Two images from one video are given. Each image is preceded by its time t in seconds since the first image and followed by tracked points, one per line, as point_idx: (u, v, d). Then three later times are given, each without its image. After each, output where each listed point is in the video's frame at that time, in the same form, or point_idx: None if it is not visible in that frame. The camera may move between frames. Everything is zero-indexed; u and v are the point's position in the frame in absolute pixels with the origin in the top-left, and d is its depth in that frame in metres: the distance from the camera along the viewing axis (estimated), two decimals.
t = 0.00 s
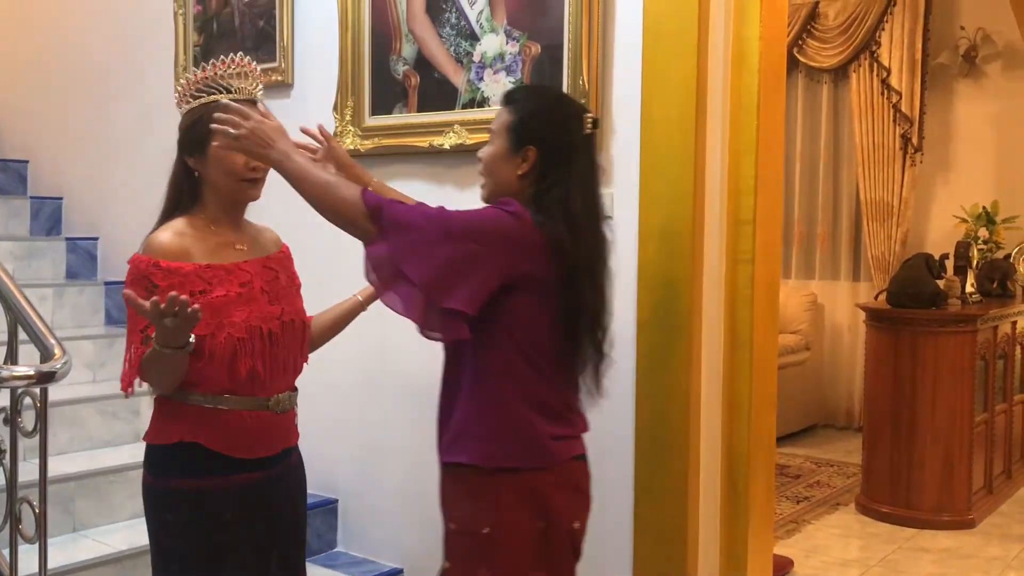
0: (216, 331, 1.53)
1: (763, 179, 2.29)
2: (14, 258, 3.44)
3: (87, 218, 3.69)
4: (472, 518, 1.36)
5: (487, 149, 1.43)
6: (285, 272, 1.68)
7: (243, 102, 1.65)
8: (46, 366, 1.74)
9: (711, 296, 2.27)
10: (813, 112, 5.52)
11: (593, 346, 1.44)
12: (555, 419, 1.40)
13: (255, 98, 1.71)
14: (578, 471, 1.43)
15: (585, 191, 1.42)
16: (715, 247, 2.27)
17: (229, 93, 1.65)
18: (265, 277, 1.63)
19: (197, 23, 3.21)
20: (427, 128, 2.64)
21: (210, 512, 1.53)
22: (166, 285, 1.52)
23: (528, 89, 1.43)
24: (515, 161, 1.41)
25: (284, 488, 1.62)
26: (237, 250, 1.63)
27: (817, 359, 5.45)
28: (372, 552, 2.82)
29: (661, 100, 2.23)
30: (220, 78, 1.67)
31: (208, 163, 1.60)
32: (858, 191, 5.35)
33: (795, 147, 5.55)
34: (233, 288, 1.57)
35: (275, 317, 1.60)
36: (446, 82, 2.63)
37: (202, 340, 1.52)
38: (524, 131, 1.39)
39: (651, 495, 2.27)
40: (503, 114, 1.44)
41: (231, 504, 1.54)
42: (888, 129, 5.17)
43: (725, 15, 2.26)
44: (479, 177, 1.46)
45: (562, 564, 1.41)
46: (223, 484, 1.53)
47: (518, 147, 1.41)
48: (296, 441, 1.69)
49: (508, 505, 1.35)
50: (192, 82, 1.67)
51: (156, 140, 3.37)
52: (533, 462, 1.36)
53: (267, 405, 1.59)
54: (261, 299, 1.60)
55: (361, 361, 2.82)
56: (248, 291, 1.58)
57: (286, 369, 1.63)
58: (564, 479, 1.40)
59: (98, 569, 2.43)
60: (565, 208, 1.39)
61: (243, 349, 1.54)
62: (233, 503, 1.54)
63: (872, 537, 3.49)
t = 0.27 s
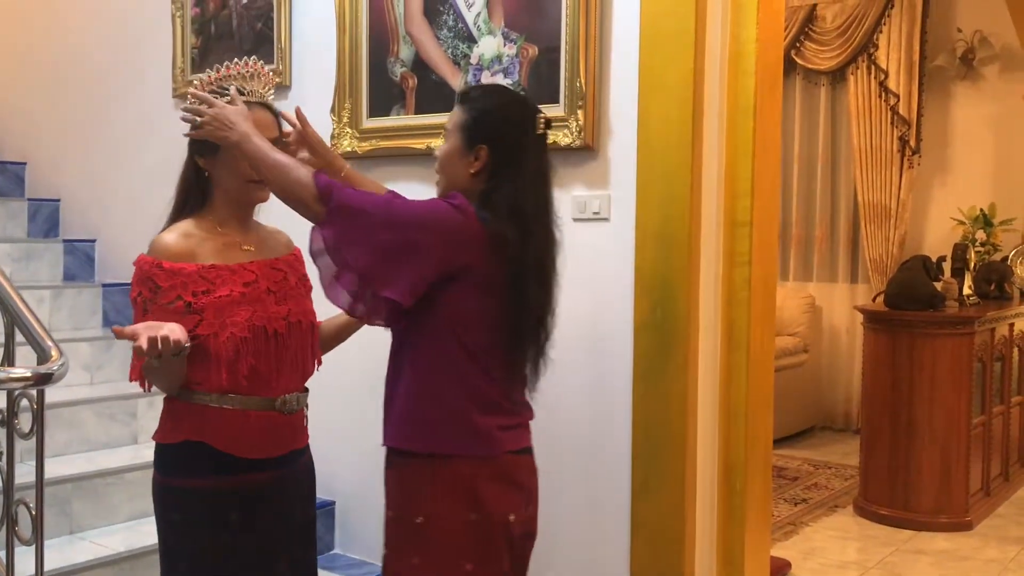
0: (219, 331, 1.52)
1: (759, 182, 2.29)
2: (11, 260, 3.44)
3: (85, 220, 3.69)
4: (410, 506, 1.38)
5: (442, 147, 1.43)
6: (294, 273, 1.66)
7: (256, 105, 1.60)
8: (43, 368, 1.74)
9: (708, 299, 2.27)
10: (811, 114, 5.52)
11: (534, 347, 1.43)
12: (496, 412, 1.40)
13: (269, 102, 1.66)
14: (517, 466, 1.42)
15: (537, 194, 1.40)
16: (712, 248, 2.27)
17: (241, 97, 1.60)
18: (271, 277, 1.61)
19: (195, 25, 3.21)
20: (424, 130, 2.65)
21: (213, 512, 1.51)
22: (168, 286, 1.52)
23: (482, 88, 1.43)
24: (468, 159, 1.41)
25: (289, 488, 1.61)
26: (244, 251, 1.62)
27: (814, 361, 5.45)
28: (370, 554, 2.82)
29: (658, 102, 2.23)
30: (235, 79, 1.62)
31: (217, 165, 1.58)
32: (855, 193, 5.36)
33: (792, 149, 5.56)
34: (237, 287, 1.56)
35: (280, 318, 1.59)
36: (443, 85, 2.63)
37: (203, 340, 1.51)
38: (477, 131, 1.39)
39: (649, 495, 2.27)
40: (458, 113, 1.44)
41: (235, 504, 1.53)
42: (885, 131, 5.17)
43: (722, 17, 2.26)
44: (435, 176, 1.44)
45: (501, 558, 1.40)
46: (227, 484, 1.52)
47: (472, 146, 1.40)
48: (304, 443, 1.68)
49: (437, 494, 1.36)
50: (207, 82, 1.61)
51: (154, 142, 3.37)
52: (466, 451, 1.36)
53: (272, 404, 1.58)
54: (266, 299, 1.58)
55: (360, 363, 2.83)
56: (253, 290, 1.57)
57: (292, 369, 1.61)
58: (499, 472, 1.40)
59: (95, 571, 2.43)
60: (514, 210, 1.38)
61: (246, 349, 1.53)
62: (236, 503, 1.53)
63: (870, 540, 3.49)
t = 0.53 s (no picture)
0: (222, 332, 1.52)
1: (756, 185, 2.30)
2: (10, 262, 3.45)
3: (83, 221, 3.69)
4: (384, 501, 1.46)
5: (421, 148, 1.49)
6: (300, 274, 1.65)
7: (264, 109, 1.60)
8: (42, 369, 1.74)
9: (705, 302, 2.28)
10: (808, 117, 5.53)
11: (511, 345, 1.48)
12: (468, 414, 1.46)
13: (276, 105, 1.65)
14: (491, 466, 1.49)
15: (513, 195, 1.45)
16: (709, 251, 2.28)
17: (249, 101, 1.60)
18: (276, 279, 1.61)
19: (194, 28, 3.22)
20: (423, 133, 2.65)
21: (218, 512, 1.52)
22: (171, 286, 1.52)
23: (465, 90, 1.48)
24: (447, 160, 1.46)
25: (295, 490, 1.61)
26: (247, 254, 1.63)
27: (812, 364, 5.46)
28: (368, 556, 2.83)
29: (656, 105, 2.23)
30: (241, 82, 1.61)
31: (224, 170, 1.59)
32: (853, 196, 5.37)
33: (790, 152, 5.57)
34: (240, 289, 1.56)
35: (284, 320, 1.58)
36: (441, 87, 2.64)
37: (206, 340, 1.52)
38: (455, 133, 1.45)
39: (646, 498, 2.27)
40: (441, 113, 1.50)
41: (240, 505, 1.53)
42: (883, 134, 5.18)
43: (719, 22, 2.27)
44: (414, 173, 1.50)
45: (472, 555, 1.47)
46: (232, 485, 1.53)
47: (450, 147, 1.46)
48: (311, 447, 1.67)
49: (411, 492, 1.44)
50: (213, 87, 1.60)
51: (153, 143, 3.38)
52: (437, 451, 1.43)
53: (276, 406, 1.57)
54: (271, 300, 1.58)
55: (358, 365, 2.83)
56: (256, 292, 1.57)
57: (297, 371, 1.61)
58: (471, 471, 1.46)
59: (94, 573, 2.43)
60: (490, 210, 1.43)
61: (249, 350, 1.53)
62: (241, 504, 1.54)
63: (867, 542, 3.50)
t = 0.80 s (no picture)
0: (224, 334, 1.53)
1: (756, 188, 2.30)
2: (10, 263, 3.45)
3: (83, 223, 3.69)
4: (382, 502, 1.46)
5: (419, 151, 1.49)
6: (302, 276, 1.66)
7: (268, 112, 1.60)
8: (42, 371, 1.74)
9: (705, 305, 2.29)
10: (807, 119, 5.54)
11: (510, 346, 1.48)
12: (467, 414, 1.46)
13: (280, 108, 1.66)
14: (488, 466, 1.49)
15: (510, 196, 1.46)
16: (708, 253, 2.28)
17: (253, 104, 1.60)
18: (278, 280, 1.61)
19: (195, 30, 3.23)
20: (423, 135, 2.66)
21: (221, 514, 1.52)
22: (173, 288, 1.53)
23: (464, 92, 1.48)
24: (447, 163, 1.46)
25: (299, 493, 1.60)
26: (250, 256, 1.63)
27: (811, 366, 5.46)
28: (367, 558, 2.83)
29: (656, 108, 2.24)
30: (244, 85, 1.62)
31: (227, 172, 1.59)
32: (852, 198, 5.37)
33: (789, 155, 5.58)
34: (242, 291, 1.56)
35: (285, 323, 1.59)
36: (441, 90, 2.64)
37: (208, 342, 1.53)
38: (452, 136, 1.45)
39: (645, 500, 2.28)
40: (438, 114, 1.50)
41: (243, 507, 1.53)
42: (882, 137, 5.19)
43: (718, 25, 2.28)
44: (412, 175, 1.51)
45: (471, 554, 1.47)
46: (234, 486, 1.52)
47: (448, 151, 1.46)
48: (314, 449, 1.67)
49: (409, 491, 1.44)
50: (217, 91, 1.62)
51: (153, 146, 3.38)
52: (435, 452, 1.43)
53: (279, 408, 1.57)
54: (272, 302, 1.59)
55: (358, 367, 2.83)
56: (257, 294, 1.57)
57: (299, 373, 1.61)
58: (470, 471, 1.47)
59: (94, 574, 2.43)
60: (489, 212, 1.44)
61: (250, 352, 1.54)
62: (244, 506, 1.53)
63: (866, 544, 3.50)
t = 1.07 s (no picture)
0: (224, 337, 1.53)
1: (755, 190, 2.30)
2: (9, 265, 3.45)
3: (83, 225, 3.69)
4: (399, 502, 1.45)
5: (425, 155, 1.49)
6: (302, 278, 1.66)
7: (269, 116, 1.60)
8: (41, 373, 1.75)
9: (703, 307, 2.29)
10: (806, 121, 5.54)
11: (518, 348, 1.50)
12: (480, 412, 1.48)
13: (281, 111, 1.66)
14: (500, 463, 1.51)
15: (518, 200, 1.47)
16: (708, 255, 2.29)
17: (254, 107, 1.60)
18: (279, 283, 1.61)
19: (194, 32, 3.23)
20: (422, 137, 2.66)
21: (221, 515, 1.52)
22: (173, 291, 1.53)
23: (469, 96, 1.49)
24: (455, 167, 1.47)
25: (298, 494, 1.60)
26: (251, 258, 1.63)
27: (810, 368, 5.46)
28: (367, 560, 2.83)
29: (655, 111, 2.24)
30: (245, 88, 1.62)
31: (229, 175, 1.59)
32: (851, 200, 5.38)
33: (788, 157, 5.58)
34: (242, 294, 1.56)
35: (285, 325, 1.59)
36: (441, 92, 2.65)
37: (208, 346, 1.53)
38: (460, 140, 1.45)
39: (644, 503, 2.28)
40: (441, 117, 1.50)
41: (243, 509, 1.53)
42: (881, 139, 5.20)
43: (717, 28, 2.28)
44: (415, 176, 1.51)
45: (487, 552, 1.48)
46: (235, 488, 1.53)
47: (455, 154, 1.47)
48: (314, 450, 1.67)
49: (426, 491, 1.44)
50: (218, 92, 1.62)
51: (153, 148, 3.38)
52: (451, 451, 1.44)
53: (279, 411, 1.58)
54: (273, 305, 1.59)
55: (358, 369, 2.84)
56: (258, 297, 1.57)
57: (300, 375, 1.61)
58: (484, 469, 1.48)
59: None
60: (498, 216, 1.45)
61: (250, 355, 1.54)
62: (244, 507, 1.53)
63: (865, 546, 3.50)
